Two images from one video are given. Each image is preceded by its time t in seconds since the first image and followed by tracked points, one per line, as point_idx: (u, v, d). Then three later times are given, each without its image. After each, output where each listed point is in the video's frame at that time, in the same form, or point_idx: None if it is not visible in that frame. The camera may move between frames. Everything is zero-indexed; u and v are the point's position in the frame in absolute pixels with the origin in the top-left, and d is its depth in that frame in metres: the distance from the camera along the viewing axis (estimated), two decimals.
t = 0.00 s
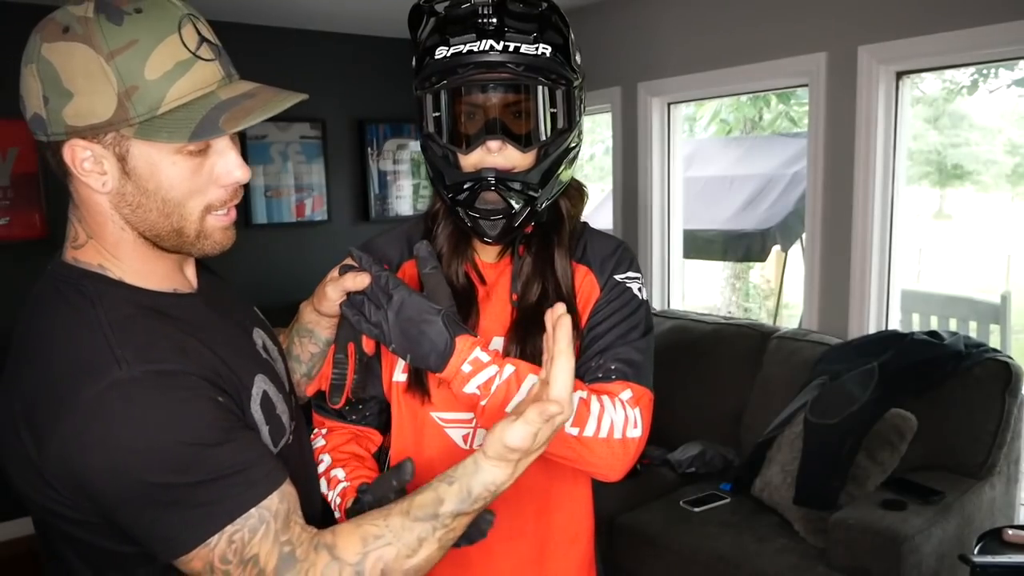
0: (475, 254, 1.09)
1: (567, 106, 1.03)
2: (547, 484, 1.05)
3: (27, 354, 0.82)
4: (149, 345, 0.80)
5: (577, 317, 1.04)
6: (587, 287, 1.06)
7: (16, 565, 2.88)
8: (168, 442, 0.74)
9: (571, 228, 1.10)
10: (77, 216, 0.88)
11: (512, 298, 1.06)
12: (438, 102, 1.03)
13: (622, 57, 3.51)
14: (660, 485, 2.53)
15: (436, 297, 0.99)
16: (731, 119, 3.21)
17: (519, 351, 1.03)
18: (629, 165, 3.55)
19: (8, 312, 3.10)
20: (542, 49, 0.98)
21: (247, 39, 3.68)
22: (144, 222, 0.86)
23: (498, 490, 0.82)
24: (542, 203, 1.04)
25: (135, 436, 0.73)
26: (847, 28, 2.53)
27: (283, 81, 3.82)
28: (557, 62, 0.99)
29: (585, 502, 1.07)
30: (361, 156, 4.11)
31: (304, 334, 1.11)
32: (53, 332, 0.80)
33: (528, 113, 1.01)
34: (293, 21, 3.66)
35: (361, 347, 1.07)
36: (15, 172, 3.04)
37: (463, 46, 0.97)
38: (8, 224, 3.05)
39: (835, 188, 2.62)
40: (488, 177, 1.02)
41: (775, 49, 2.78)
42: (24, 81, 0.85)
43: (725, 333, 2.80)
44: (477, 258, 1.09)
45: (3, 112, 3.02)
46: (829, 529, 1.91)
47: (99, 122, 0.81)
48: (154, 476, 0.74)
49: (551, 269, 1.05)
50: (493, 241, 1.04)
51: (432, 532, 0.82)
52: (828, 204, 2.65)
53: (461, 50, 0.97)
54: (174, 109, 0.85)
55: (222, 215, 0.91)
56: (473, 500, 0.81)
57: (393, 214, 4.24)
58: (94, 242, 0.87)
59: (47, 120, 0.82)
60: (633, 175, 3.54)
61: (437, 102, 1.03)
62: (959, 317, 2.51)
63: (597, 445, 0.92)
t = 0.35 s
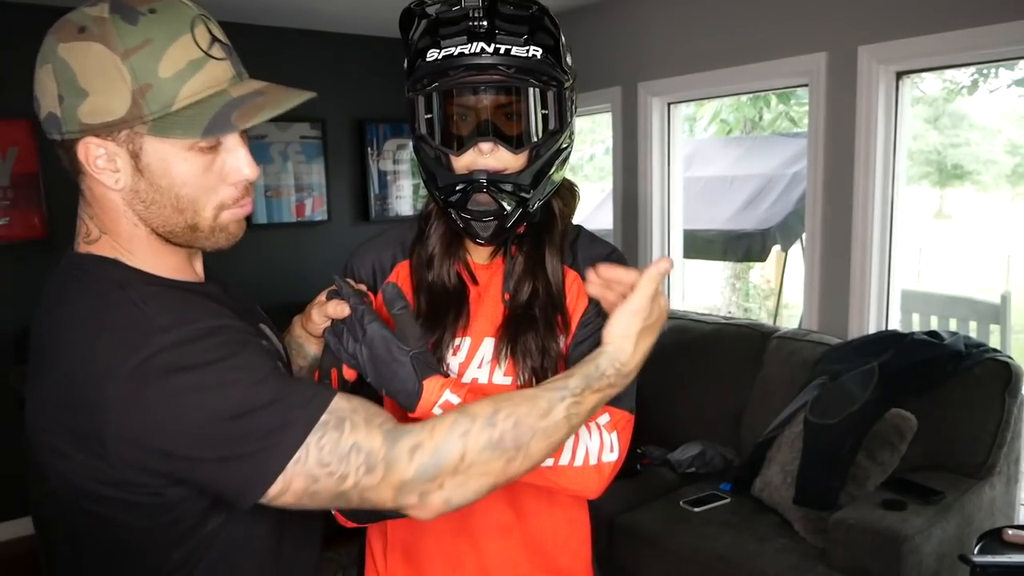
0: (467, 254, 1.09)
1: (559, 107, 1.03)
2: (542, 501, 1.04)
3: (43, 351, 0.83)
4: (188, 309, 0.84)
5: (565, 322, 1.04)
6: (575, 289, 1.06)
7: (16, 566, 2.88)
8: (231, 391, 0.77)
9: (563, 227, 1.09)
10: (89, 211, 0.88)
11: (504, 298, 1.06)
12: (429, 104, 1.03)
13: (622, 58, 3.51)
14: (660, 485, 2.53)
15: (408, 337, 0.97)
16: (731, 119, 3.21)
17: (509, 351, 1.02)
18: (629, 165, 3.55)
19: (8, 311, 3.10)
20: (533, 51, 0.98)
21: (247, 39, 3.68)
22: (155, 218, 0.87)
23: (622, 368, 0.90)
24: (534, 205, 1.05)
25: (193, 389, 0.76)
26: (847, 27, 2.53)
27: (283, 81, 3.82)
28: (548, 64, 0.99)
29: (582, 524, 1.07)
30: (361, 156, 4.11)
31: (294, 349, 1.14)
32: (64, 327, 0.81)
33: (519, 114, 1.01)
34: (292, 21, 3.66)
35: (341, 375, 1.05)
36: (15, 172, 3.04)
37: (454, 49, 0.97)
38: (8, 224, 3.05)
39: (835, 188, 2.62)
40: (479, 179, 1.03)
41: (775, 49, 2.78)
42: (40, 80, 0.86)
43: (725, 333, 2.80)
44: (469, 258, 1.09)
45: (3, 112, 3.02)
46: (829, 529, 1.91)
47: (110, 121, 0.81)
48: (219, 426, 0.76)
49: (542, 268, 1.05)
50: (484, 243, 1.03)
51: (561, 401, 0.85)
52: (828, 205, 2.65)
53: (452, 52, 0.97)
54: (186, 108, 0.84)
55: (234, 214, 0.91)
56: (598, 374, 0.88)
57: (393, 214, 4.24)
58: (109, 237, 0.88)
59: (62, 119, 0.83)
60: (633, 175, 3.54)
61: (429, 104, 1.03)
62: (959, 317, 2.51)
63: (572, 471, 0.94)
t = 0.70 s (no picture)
0: (465, 254, 1.09)
1: (558, 110, 1.03)
2: (538, 499, 1.04)
3: (38, 353, 0.82)
4: (182, 307, 0.84)
5: (562, 321, 1.05)
6: (571, 291, 1.06)
7: (16, 566, 2.88)
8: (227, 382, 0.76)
9: (561, 228, 1.09)
10: (90, 209, 0.88)
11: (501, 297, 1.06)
12: (430, 106, 1.03)
13: (622, 58, 3.51)
14: (660, 485, 2.53)
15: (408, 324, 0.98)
16: (731, 119, 3.21)
17: (507, 349, 1.02)
18: (629, 165, 3.55)
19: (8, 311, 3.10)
20: (533, 55, 0.98)
21: (247, 39, 3.68)
22: (157, 216, 0.87)
23: (611, 372, 0.89)
24: (533, 207, 1.05)
25: (188, 383, 0.76)
26: (847, 27, 2.53)
27: (283, 81, 3.82)
28: (548, 68, 0.99)
29: (578, 521, 1.06)
30: (361, 156, 4.11)
31: (290, 346, 1.15)
32: (61, 327, 0.81)
33: (518, 117, 1.01)
34: (292, 21, 3.66)
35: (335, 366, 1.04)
36: (15, 172, 3.04)
37: (455, 52, 0.97)
38: (8, 224, 3.06)
39: (835, 188, 2.62)
40: (480, 181, 1.03)
41: (775, 49, 2.78)
42: (56, 72, 0.85)
43: (724, 333, 2.80)
44: (467, 258, 1.09)
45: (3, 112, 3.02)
46: (829, 529, 1.91)
47: (129, 114, 0.81)
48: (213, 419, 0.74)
49: (539, 269, 1.05)
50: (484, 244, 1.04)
51: (555, 392, 0.83)
52: (828, 205, 2.65)
53: (453, 56, 0.97)
54: (205, 107, 0.85)
55: (231, 219, 0.92)
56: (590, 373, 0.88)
57: (392, 214, 4.24)
58: (108, 236, 0.87)
59: (77, 111, 0.82)
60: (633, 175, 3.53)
61: (429, 106, 1.03)
62: (959, 317, 2.51)
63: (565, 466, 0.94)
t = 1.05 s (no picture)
0: (464, 253, 1.09)
1: (558, 111, 1.03)
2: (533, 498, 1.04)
3: (31, 353, 0.81)
4: (164, 333, 0.81)
5: (558, 319, 1.04)
6: (568, 290, 1.05)
7: (15, 565, 2.88)
8: (189, 421, 0.74)
9: (559, 227, 1.10)
10: (84, 216, 0.88)
11: (499, 296, 1.06)
12: (431, 105, 1.03)
13: (622, 58, 3.51)
14: (660, 485, 2.53)
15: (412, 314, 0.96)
16: (731, 119, 3.21)
17: (504, 347, 1.02)
18: (629, 165, 3.55)
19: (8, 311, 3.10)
20: (534, 55, 0.98)
21: (247, 39, 3.68)
22: (150, 224, 0.87)
23: (528, 486, 0.88)
24: (532, 205, 1.05)
25: (154, 417, 0.73)
26: (847, 27, 2.53)
27: (283, 81, 3.82)
28: (550, 68, 0.99)
29: (575, 520, 1.06)
30: (361, 156, 4.11)
31: (296, 339, 1.14)
32: (54, 328, 0.80)
33: (519, 116, 1.02)
34: (293, 21, 3.66)
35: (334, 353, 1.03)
36: (15, 172, 3.04)
37: (457, 51, 0.97)
38: (8, 224, 3.06)
39: (836, 188, 2.62)
40: (480, 179, 1.03)
41: (775, 49, 2.78)
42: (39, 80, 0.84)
43: (724, 333, 2.80)
44: (466, 257, 1.09)
45: (3, 112, 3.02)
46: (829, 529, 1.91)
47: (111, 121, 0.81)
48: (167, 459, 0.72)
49: (536, 267, 1.05)
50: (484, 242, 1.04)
51: (466, 520, 0.83)
52: (828, 204, 2.65)
53: (454, 55, 0.97)
54: (188, 110, 0.85)
55: (231, 217, 0.91)
56: (507, 494, 0.87)
57: (392, 214, 4.24)
58: (103, 241, 0.87)
59: (61, 119, 0.82)
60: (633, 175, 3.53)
61: (431, 105, 1.03)
62: (959, 317, 2.51)
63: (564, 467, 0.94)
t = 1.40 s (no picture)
0: (465, 255, 1.09)
1: (560, 113, 1.04)
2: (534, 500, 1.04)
3: (30, 349, 0.81)
4: (152, 334, 0.80)
5: (561, 322, 1.03)
6: (571, 294, 1.05)
7: (15, 565, 2.87)
8: (171, 434, 0.73)
9: (560, 229, 1.10)
10: (79, 209, 0.89)
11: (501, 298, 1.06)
12: (433, 106, 1.03)
13: (622, 58, 3.51)
14: (661, 485, 2.53)
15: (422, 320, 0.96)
16: (731, 119, 3.21)
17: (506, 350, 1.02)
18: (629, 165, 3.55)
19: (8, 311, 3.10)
20: (538, 57, 0.99)
21: (247, 39, 3.68)
22: (128, 211, 0.85)
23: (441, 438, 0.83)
24: (534, 207, 1.05)
25: (134, 427, 0.72)
26: (847, 27, 2.53)
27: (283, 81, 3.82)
28: (552, 70, 1.00)
29: (573, 524, 1.07)
30: (361, 156, 4.11)
31: (297, 343, 1.12)
32: (52, 327, 0.79)
33: (521, 118, 1.02)
34: (292, 21, 3.66)
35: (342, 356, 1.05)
36: (15, 172, 3.04)
37: (460, 53, 0.97)
38: (8, 224, 3.06)
39: (836, 188, 2.62)
40: (483, 182, 1.03)
41: (775, 49, 2.78)
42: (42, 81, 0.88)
43: (724, 333, 2.80)
44: (467, 259, 1.09)
45: (3, 112, 3.02)
46: (829, 529, 1.91)
47: (73, 98, 0.81)
48: (151, 473, 0.72)
49: (538, 270, 1.05)
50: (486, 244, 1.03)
51: (385, 500, 0.80)
52: (828, 204, 2.65)
53: (458, 56, 0.97)
54: (142, 81, 0.81)
55: (209, 201, 0.88)
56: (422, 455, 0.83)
57: (392, 214, 4.24)
58: (97, 235, 0.87)
59: (45, 107, 0.84)
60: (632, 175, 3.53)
61: (433, 106, 1.03)
62: (959, 317, 2.51)
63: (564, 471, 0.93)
